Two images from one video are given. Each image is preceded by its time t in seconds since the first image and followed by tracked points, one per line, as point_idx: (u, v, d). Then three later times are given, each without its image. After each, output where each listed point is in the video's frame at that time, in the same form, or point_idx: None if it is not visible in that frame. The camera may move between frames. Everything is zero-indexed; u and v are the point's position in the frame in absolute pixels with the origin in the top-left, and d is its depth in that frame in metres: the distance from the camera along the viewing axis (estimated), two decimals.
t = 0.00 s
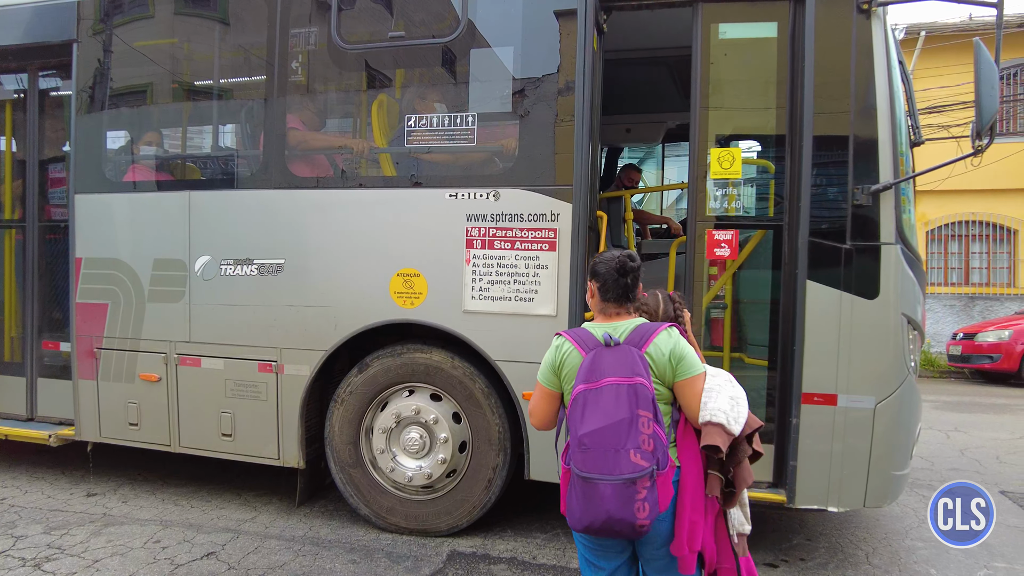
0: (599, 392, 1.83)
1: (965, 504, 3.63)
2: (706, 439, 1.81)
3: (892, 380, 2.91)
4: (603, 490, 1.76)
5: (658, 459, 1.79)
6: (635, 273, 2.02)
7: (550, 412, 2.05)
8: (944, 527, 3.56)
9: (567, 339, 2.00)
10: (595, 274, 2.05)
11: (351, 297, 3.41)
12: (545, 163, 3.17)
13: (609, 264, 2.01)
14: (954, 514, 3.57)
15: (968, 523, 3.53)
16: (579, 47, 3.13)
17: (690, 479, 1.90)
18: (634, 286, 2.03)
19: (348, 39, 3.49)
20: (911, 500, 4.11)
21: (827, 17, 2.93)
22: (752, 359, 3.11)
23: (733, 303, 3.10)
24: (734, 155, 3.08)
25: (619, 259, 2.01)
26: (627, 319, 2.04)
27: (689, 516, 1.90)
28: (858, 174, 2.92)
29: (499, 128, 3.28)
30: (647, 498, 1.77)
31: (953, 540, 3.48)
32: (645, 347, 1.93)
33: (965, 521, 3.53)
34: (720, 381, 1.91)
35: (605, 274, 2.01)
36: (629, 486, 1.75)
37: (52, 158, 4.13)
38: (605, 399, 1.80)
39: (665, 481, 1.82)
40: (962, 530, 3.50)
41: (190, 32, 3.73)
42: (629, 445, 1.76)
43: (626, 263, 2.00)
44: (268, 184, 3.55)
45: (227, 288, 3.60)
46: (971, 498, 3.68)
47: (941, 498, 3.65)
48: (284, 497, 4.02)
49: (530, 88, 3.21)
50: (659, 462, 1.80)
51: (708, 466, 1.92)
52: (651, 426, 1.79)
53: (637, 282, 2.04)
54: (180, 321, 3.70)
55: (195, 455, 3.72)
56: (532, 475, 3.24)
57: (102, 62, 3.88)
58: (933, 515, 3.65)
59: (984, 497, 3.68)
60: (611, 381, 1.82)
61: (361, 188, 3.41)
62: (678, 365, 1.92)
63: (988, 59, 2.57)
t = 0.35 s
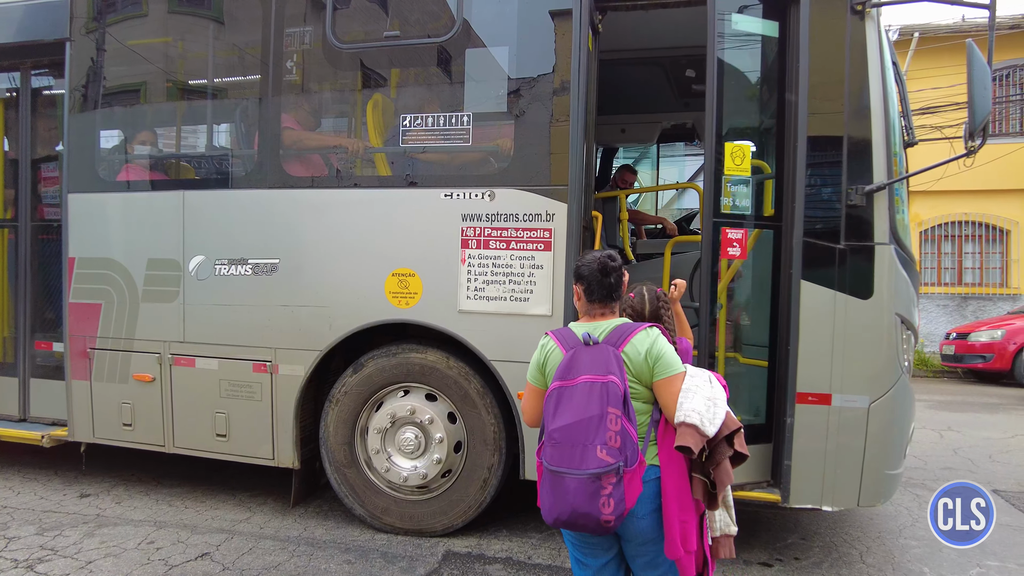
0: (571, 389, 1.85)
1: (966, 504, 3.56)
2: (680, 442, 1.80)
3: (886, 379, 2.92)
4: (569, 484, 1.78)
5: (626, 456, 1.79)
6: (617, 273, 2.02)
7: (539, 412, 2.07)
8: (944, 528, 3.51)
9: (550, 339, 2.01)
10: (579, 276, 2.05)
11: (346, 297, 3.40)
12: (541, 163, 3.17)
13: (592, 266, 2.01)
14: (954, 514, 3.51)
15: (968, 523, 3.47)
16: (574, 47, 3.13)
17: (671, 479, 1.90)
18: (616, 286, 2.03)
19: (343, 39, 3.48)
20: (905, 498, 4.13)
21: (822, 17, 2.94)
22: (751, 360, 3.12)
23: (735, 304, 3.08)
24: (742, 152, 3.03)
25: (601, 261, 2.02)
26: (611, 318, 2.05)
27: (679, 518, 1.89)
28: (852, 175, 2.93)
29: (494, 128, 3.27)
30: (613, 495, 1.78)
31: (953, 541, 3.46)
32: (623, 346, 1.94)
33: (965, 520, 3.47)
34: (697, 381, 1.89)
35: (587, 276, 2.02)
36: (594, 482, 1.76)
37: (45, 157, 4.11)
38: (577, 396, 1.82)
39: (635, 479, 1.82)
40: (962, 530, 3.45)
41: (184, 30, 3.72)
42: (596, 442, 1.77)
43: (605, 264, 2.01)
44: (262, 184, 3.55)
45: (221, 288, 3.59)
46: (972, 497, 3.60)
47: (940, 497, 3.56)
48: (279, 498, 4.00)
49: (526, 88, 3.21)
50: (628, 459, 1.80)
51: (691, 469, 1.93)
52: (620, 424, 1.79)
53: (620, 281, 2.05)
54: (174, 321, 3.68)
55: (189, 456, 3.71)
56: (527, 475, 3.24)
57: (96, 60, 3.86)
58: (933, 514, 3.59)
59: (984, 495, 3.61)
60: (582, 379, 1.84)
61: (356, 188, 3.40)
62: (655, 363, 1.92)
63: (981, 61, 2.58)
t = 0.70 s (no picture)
0: (573, 383, 1.87)
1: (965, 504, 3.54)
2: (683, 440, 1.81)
3: (881, 379, 2.93)
4: (570, 476, 1.81)
5: (626, 450, 1.82)
6: (620, 273, 2.06)
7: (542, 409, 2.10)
8: (944, 528, 3.50)
9: (554, 337, 2.03)
10: (582, 277, 2.08)
11: (342, 297, 3.39)
12: (537, 163, 3.17)
13: (595, 266, 2.05)
14: (954, 514, 3.49)
15: (968, 522, 3.46)
16: (570, 47, 3.13)
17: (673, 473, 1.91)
18: (619, 285, 2.07)
19: (339, 38, 3.47)
20: (899, 498, 4.14)
21: (817, 18, 2.95)
22: (750, 360, 3.08)
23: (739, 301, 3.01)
24: (754, 150, 2.99)
25: (604, 261, 2.05)
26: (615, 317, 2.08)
27: (677, 515, 1.89)
28: (847, 176, 2.94)
29: (490, 128, 3.27)
30: (613, 487, 1.80)
31: (954, 541, 3.45)
32: (625, 344, 1.96)
33: (965, 520, 3.46)
34: (698, 380, 1.89)
35: (591, 277, 2.05)
36: (595, 474, 1.79)
37: (39, 157, 4.09)
38: (579, 390, 1.85)
39: (635, 472, 1.84)
40: (962, 530, 3.44)
41: (179, 30, 3.70)
42: (597, 436, 1.80)
43: (608, 265, 2.04)
44: (258, 184, 3.54)
45: (217, 288, 3.58)
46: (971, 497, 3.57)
47: (940, 497, 3.55)
48: (274, 499, 3.99)
49: (522, 88, 3.21)
50: (628, 453, 1.83)
51: (689, 467, 1.93)
52: (622, 418, 1.81)
53: (622, 280, 2.08)
54: (169, 321, 3.67)
55: (184, 456, 3.69)
56: (523, 475, 3.24)
57: (90, 59, 3.85)
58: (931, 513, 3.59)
59: (985, 495, 3.57)
60: (585, 374, 1.86)
61: (352, 188, 3.40)
62: (656, 361, 1.93)
63: (975, 62, 2.59)
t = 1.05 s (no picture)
0: (608, 378, 1.91)
1: (965, 504, 3.57)
2: (711, 443, 1.94)
3: (877, 379, 2.93)
4: (602, 468, 1.85)
5: (657, 446, 1.87)
6: (652, 272, 2.11)
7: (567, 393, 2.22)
8: (943, 528, 3.54)
9: (584, 327, 2.12)
10: (615, 274, 2.13)
11: (339, 297, 3.39)
12: (534, 163, 3.17)
13: (629, 265, 2.10)
14: (954, 514, 3.53)
15: (968, 522, 3.49)
16: (567, 47, 3.13)
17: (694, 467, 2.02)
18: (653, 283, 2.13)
19: (336, 38, 3.47)
20: (895, 497, 4.16)
21: (812, 18, 2.96)
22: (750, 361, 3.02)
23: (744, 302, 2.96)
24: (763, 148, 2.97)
25: (637, 259, 2.10)
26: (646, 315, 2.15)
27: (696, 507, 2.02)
28: (843, 176, 2.94)
29: (487, 128, 3.27)
30: (642, 481, 1.85)
31: (954, 540, 3.47)
32: (656, 344, 2.01)
33: (965, 520, 3.49)
34: (725, 389, 2.02)
35: (625, 275, 2.10)
36: (627, 468, 1.83)
37: (34, 157, 4.07)
38: (614, 385, 1.89)
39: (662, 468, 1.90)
40: (962, 530, 3.47)
41: (175, 29, 3.70)
42: (631, 431, 1.84)
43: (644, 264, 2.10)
44: (254, 183, 3.53)
45: (213, 288, 3.57)
46: (972, 497, 3.61)
47: (940, 497, 3.60)
48: (271, 499, 3.99)
49: (519, 88, 3.21)
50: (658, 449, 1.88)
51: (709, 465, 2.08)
52: (655, 416, 1.86)
53: (653, 278, 2.14)
54: (165, 321, 3.66)
55: (181, 457, 3.68)
56: (520, 475, 3.24)
57: (86, 59, 3.84)
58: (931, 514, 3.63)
59: (985, 495, 3.61)
60: (620, 370, 1.91)
61: (348, 188, 3.40)
62: (686, 367, 2.01)
63: (971, 63, 2.60)
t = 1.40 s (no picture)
0: (633, 369, 1.99)
1: (965, 504, 3.65)
2: (734, 438, 2.00)
3: (874, 379, 2.94)
4: (623, 455, 1.93)
5: (677, 438, 1.95)
6: (679, 268, 2.19)
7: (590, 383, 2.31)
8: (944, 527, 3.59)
9: (611, 320, 2.20)
10: (642, 270, 2.21)
11: (336, 297, 3.38)
12: (531, 163, 3.17)
13: (659, 261, 2.17)
14: (954, 514, 3.60)
15: (968, 523, 3.54)
16: (564, 46, 3.13)
17: (711, 459, 2.11)
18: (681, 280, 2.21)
19: (333, 38, 3.47)
20: (891, 497, 4.16)
21: (810, 19, 2.96)
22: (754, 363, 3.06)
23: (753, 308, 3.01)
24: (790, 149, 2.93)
25: (665, 256, 2.18)
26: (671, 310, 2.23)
27: (713, 500, 2.09)
28: (840, 176, 2.95)
29: (485, 128, 3.27)
30: (661, 471, 1.93)
31: (953, 540, 3.50)
32: (682, 339, 2.08)
33: (965, 520, 3.55)
34: (748, 383, 2.07)
35: (654, 271, 2.18)
36: (646, 457, 1.91)
37: (29, 156, 4.06)
38: (639, 376, 1.97)
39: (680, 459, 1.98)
40: (962, 530, 3.52)
41: (171, 28, 3.69)
42: (653, 422, 1.92)
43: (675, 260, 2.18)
44: (250, 183, 3.53)
45: (210, 288, 3.57)
46: (972, 497, 3.70)
47: (941, 497, 3.67)
48: (267, 499, 3.98)
49: (516, 88, 3.21)
50: (678, 441, 1.96)
51: (732, 460, 2.14)
52: (677, 409, 1.94)
53: (680, 274, 2.22)
54: (162, 321, 3.65)
55: (177, 457, 3.68)
56: (517, 475, 3.24)
57: (82, 58, 3.83)
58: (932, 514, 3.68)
59: (984, 496, 3.71)
60: (646, 363, 1.98)
61: (346, 188, 3.39)
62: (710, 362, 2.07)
63: (966, 63, 2.60)
